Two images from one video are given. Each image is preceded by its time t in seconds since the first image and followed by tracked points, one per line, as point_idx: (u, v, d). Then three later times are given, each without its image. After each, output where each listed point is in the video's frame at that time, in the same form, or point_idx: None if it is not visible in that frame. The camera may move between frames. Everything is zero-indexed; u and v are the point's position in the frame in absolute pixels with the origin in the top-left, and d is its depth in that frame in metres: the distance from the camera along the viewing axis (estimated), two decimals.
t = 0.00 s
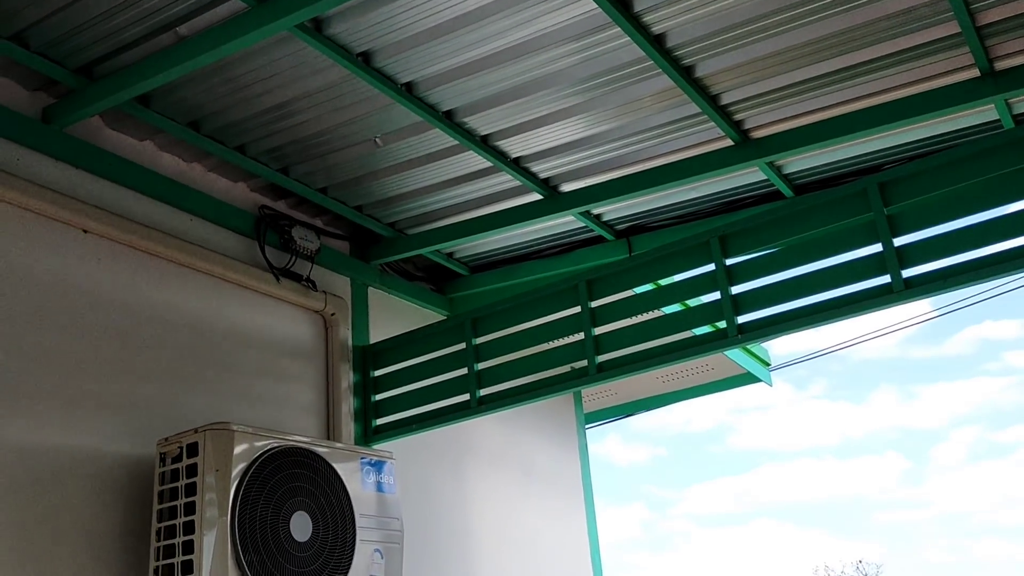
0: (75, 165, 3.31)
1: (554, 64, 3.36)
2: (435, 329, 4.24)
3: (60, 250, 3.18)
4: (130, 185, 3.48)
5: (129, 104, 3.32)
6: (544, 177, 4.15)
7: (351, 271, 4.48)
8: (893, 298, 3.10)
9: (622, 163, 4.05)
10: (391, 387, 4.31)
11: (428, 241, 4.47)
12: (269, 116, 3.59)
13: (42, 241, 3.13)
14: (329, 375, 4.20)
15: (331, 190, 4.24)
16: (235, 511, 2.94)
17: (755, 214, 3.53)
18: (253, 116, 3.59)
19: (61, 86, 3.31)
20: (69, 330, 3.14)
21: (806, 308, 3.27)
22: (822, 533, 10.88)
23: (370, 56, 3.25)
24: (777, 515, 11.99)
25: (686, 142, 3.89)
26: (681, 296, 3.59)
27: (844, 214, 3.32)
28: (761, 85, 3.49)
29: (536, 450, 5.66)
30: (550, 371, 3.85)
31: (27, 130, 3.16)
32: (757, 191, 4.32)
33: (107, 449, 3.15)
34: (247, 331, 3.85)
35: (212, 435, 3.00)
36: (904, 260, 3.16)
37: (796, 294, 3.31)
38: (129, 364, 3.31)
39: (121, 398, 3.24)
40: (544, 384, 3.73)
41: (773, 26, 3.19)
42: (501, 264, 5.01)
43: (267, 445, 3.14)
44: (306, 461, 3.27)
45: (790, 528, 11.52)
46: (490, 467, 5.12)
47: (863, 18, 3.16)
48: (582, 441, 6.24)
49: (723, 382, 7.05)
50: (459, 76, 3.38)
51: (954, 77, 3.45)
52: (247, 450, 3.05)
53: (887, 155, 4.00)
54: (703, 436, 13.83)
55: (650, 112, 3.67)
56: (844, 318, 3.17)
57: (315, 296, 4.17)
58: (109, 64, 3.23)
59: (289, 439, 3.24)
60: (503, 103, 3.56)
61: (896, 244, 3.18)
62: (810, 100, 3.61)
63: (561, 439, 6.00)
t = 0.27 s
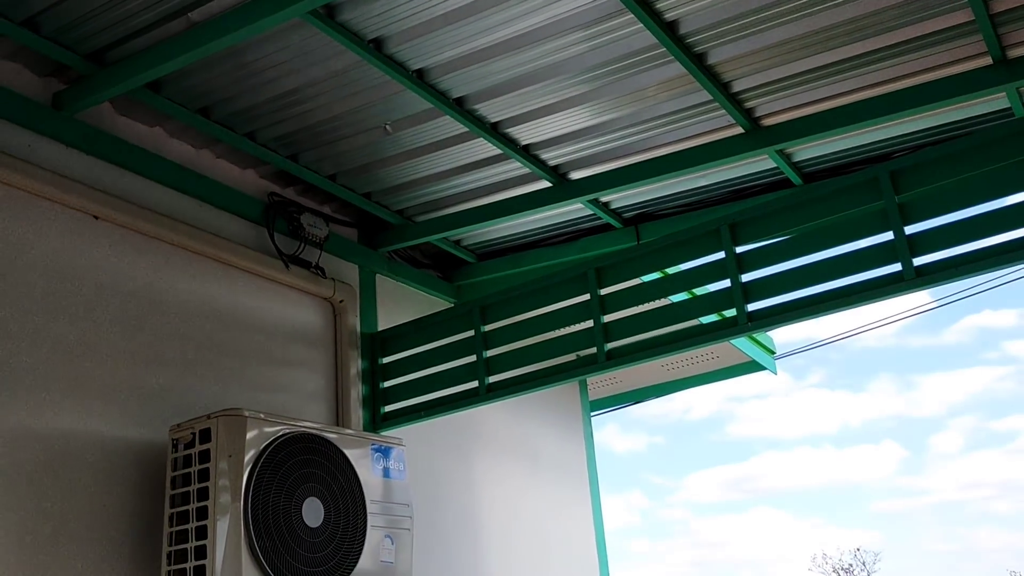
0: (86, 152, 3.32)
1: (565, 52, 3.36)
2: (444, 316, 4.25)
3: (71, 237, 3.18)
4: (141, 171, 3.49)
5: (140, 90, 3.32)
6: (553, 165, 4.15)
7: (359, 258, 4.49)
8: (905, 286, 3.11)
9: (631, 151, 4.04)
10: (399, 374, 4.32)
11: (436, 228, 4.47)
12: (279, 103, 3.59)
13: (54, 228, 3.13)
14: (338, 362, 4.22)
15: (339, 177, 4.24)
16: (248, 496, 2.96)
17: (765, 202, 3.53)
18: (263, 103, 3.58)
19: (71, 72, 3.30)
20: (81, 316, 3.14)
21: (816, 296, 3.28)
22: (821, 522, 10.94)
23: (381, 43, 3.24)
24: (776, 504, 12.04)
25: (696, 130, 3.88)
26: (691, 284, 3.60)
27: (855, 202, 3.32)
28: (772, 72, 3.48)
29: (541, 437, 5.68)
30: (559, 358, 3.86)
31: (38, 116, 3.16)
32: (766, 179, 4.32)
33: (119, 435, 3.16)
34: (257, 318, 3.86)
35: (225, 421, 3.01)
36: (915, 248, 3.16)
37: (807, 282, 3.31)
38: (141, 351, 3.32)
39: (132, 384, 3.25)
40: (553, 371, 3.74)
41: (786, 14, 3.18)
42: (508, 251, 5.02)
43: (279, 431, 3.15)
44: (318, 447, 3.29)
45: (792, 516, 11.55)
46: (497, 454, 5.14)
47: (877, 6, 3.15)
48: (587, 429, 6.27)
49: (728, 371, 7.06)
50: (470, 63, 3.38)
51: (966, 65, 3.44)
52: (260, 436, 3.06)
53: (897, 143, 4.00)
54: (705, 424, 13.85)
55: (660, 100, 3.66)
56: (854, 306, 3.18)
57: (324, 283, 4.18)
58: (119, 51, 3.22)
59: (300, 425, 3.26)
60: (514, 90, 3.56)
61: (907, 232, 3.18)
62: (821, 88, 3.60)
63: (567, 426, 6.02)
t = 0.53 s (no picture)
0: (90, 147, 3.30)
1: (571, 48, 3.35)
2: (447, 313, 4.24)
3: (75, 232, 3.17)
4: (144, 166, 3.47)
5: (144, 85, 3.30)
6: (557, 162, 4.14)
7: (361, 255, 4.48)
8: (910, 283, 3.11)
9: (635, 148, 4.04)
10: (402, 371, 4.31)
11: (438, 225, 4.46)
12: (284, 98, 3.58)
13: (57, 223, 3.12)
14: (340, 359, 4.21)
15: (343, 173, 4.23)
16: (254, 492, 2.95)
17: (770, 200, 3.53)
18: (267, 98, 3.57)
19: (75, 66, 3.29)
20: (85, 312, 3.13)
21: (821, 293, 3.28)
22: (817, 520, 10.95)
23: (387, 38, 3.23)
24: (772, 501, 12.07)
25: (701, 127, 3.88)
26: (696, 281, 3.60)
27: (861, 200, 3.32)
28: (778, 70, 3.49)
29: (541, 434, 5.68)
30: (563, 355, 3.86)
31: (41, 110, 3.15)
32: (769, 177, 4.32)
33: (123, 431, 3.15)
34: (260, 314, 3.85)
35: (229, 417, 3.00)
36: (921, 246, 3.16)
37: (812, 279, 3.32)
38: (144, 347, 3.31)
39: (136, 380, 3.24)
40: (556, 368, 3.74)
41: (793, 11, 3.18)
42: (510, 248, 5.01)
43: (284, 428, 3.15)
44: (322, 443, 3.29)
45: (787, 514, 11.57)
46: (498, 451, 5.14)
47: (884, 4, 3.15)
48: (587, 427, 6.27)
49: (727, 368, 7.07)
50: (475, 59, 3.37)
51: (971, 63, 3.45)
52: (265, 432, 3.06)
53: (901, 141, 4.01)
54: (702, 421, 13.86)
55: (666, 97, 3.66)
56: (860, 304, 3.18)
57: (326, 280, 4.18)
58: (124, 45, 3.21)
59: (305, 421, 3.25)
60: (519, 87, 3.55)
61: (912, 230, 3.19)
62: (827, 86, 3.61)
63: (567, 424, 6.03)
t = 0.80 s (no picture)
0: (85, 143, 3.27)
1: (569, 36, 3.33)
2: (447, 305, 4.23)
3: (71, 229, 3.14)
4: (140, 162, 3.45)
5: (139, 80, 3.27)
6: (554, 151, 4.13)
7: (359, 248, 4.46)
8: (913, 266, 3.11)
9: (633, 136, 4.03)
10: (402, 364, 4.30)
11: (436, 216, 4.45)
12: (279, 91, 3.55)
13: (53, 220, 3.09)
14: (340, 353, 4.20)
15: (339, 166, 4.21)
16: (259, 488, 2.94)
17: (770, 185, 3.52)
18: (263, 92, 3.55)
19: (68, 62, 3.26)
20: (83, 310, 3.11)
21: (823, 278, 3.28)
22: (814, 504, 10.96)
23: (384, 29, 3.21)
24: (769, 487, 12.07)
25: (699, 113, 3.87)
26: (697, 268, 3.59)
27: (861, 183, 3.32)
28: (777, 55, 3.48)
29: (541, 425, 5.68)
30: (564, 345, 3.85)
31: (35, 107, 3.11)
32: (767, 163, 4.32)
33: (125, 428, 3.13)
34: (259, 309, 3.84)
35: (233, 413, 2.99)
36: (922, 228, 3.16)
37: (813, 264, 3.31)
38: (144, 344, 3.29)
39: (136, 377, 3.22)
40: (558, 358, 3.73)
41: None
42: (508, 239, 5.00)
43: (288, 423, 3.13)
44: (326, 437, 3.27)
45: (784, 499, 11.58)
46: (499, 442, 5.14)
47: None
48: (587, 417, 6.28)
49: (724, 356, 7.08)
50: (473, 49, 3.35)
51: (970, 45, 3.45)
52: (268, 427, 3.05)
53: (899, 124, 4.00)
54: (698, 409, 13.88)
55: (664, 84, 3.65)
56: (862, 288, 3.18)
57: (325, 274, 4.16)
58: (118, 40, 3.18)
59: (309, 416, 3.24)
60: (516, 76, 3.53)
61: (913, 213, 3.19)
62: (825, 70, 3.60)
63: (567, 414, 6.03)
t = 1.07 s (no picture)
0: (85, 142, 3.27)
1: (569, 34, 3.33)
2: (447, 303, 4.23)
3: (72, 228, 3.14)
4: (140, 161, 3.44)
5: (139, 79, 3.27)
6: (554, 149, 4.13)
7: (359, 246, 4.46)
8: (913, 262, 3.12)
9: (633, 133, 4.04)
10: (403, 362, 4.30)
11: (436, 215, 4.45)
12: (280, 90, 3.55)
13: (53, 219, 3.09)
14: (341, 351, 4.20)
15: (339, 164, 4.21)
16: (262, 486, 2.94)
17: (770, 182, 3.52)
18: (263, 90, 3.54)
19: (68, 61, 3.25)
20: (83, 309, 3.10)
21: (824, 274, 3.29)
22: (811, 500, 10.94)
23: (385, 27, 3.21)
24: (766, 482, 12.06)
25: (699, 110, 3.88)
26: (697, 265, 3.59)
27: (861, 180, 3.33)
28: (777, 52, 3.48)
29: (541, 423, 5.68)
30: (565, 342, 3.85)
31: (35, 106, 3.11)
32: (766, 160, 4.33)
33: (127, 428, 3.13)
34: (259, 308, 3.83)
35: (235, 412, 2.98)
36: (922, 224, 3.17)
37: (814, 261, 3.32)
38: (145, 343, 3.29)
39: (138, 376, 3.22)
40: (559, 355, 3.74)
41: None
42: (507, 237, 5.01)
43: (290, 421, 3.13)
44: (328, 435, 3.27)
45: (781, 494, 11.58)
46: (499, 440, 5.14)
47: None
48: (586, 415, 6.29)
49: (722, 353, 7.09)
50: (473, 47, 3.35)
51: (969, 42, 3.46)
52: (270, 426, 3.05)
53: (898, 121, 4.01)
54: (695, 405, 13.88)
55: (663, 82, 3.65)
56: (863, 284, 3.19)
57: (325, 272, 4.16)
58: (118, 39, 3.17)
59: (311, 414, 3.24)
60: (516, 74, 3.53)
61: (913, 209, 3.20)
62: (825, 67, 3.61)
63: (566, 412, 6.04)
